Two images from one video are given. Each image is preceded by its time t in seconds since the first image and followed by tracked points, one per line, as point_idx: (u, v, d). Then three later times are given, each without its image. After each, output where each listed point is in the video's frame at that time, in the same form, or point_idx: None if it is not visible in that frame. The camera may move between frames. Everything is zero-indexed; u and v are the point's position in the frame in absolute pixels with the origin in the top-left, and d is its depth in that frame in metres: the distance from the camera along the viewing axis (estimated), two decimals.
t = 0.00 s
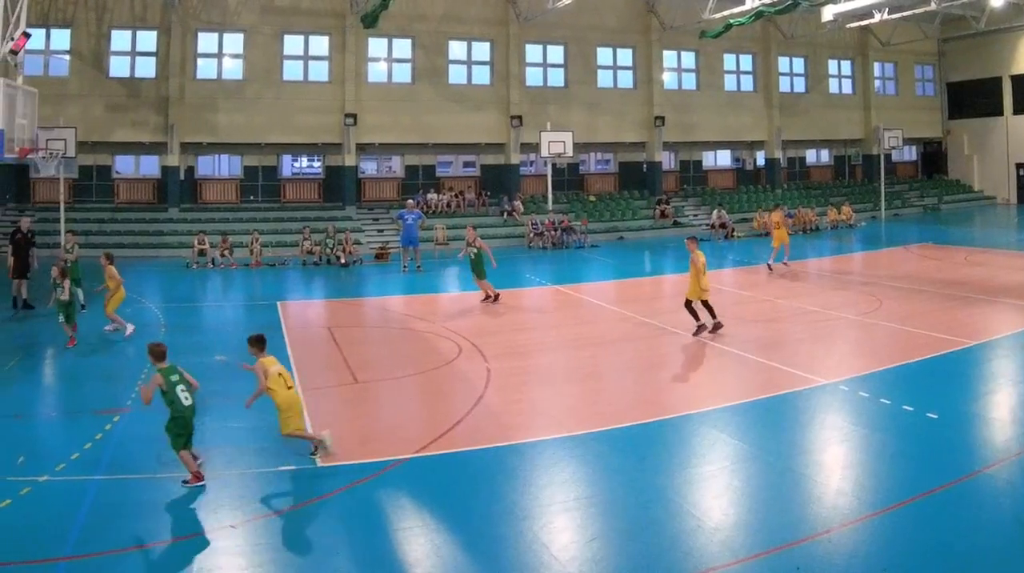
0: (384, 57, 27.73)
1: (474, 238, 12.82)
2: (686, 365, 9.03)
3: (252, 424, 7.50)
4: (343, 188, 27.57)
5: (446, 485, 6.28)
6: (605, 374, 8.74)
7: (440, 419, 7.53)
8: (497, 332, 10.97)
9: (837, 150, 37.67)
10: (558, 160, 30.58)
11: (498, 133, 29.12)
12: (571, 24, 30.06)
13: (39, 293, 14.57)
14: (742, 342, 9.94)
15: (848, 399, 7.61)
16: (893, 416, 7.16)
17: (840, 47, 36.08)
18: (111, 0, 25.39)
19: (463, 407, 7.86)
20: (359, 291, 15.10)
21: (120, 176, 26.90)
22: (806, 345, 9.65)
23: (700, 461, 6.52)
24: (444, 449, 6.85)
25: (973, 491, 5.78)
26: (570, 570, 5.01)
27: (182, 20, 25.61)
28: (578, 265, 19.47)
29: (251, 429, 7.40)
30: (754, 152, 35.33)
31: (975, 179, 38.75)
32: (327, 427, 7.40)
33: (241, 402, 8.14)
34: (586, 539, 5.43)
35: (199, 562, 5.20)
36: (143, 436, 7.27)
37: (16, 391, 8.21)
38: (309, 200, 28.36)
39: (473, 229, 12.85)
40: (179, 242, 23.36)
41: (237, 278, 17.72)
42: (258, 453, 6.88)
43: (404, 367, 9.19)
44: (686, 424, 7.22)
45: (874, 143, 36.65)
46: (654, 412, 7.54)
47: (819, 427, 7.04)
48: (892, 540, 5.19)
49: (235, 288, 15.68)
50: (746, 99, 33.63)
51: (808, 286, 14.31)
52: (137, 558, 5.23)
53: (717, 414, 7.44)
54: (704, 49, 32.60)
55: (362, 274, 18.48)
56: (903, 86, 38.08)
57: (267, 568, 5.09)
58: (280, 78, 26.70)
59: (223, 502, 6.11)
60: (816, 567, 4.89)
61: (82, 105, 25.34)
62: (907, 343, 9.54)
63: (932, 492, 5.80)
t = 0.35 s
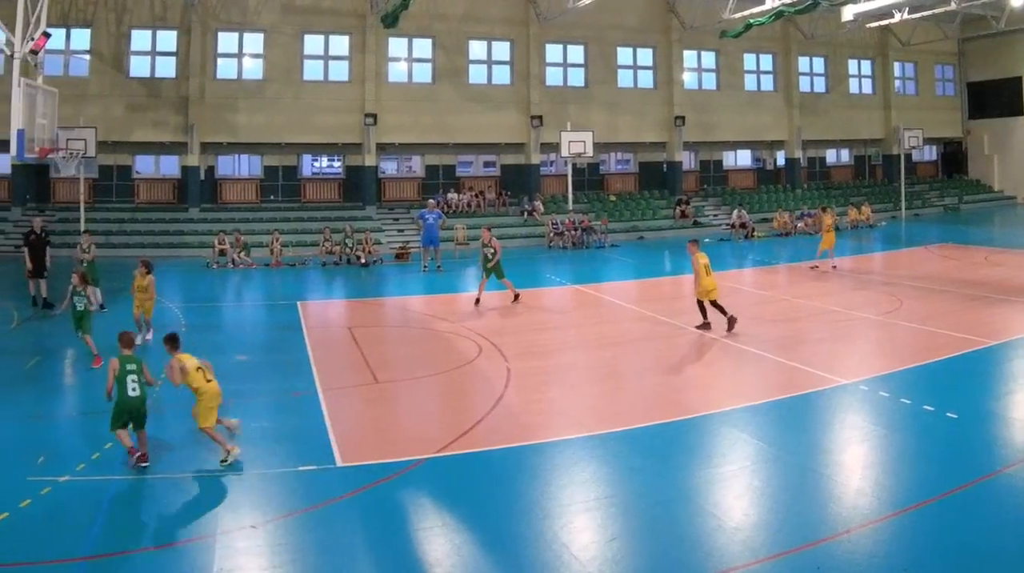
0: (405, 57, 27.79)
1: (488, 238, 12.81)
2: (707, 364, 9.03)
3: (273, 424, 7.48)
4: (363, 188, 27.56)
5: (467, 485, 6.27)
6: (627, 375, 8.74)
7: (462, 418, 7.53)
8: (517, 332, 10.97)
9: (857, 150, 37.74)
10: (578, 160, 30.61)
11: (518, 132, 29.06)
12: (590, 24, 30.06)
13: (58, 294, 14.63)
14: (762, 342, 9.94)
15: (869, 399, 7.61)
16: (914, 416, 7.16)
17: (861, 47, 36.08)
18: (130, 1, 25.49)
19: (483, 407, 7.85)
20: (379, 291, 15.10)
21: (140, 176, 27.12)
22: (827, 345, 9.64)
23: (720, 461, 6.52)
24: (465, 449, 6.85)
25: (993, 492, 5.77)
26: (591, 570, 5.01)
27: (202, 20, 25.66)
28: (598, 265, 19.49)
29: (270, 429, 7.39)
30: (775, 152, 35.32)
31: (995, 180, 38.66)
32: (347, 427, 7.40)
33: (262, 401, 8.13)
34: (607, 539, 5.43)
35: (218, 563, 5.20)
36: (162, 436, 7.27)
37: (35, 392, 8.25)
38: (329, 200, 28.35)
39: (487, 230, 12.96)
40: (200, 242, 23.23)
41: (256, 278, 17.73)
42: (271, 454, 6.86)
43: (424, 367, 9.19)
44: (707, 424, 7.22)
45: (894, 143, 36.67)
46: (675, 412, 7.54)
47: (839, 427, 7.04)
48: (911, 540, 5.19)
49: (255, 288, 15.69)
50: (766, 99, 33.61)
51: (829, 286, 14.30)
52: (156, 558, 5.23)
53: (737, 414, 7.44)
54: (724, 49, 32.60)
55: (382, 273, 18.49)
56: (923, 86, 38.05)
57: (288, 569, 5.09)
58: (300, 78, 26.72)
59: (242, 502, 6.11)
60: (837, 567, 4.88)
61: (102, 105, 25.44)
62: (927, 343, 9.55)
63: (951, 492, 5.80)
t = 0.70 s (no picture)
0: (425, 57, 27.80)
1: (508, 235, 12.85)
2: (729, 364, 9.04)
3: (293, 424, 7.48)
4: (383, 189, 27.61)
5: (487, 485, 6.28)
6: (648, 375, 8.76)
7: (482, 418, 7.54)
8: (537, 332, 10.98)
9: (877, 151, 37.71)
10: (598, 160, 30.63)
11: (537, 133, 29.07)
12: (611, 24, 29.97)
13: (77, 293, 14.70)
14: (782, 342, 9.95)
15: (890, 399, 7.61)
16: (934, 417, 7.16)
17: (881, 48, 36.04)
18: (151, 1, 25.52)
19: (503, 407, 7.88)
20: (399, 292, 15.12)
21: (161, 176, 27.10)
22: (845, 346, 9.65)
23: (739, 461, 6.52)
24: (485, 449, 6.86)
25: (1013, 492, 5.77)
26: (610, 570, 5.02)
27: (222, 21, 25.70)
28: (618, 265, 19.51)
29: (289, 429, 7.38)
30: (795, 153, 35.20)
31: (1015, 180, 38.60)
32: (367, 428, 7.41)
33: (283, 401, 8.15)
34: (626, 539, 5.43)
35: (238, 563, 5.20)
36: (181, 435, 7.28)
37: (53, 393, 8.27)
38: (349, 200, 28.30)
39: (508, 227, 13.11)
40: (219, 242, 23.48)
41: (276, 278, 17.76)
42: (291, 455, 6.86)
43: (443, 367, 9.22)
44: (726, 423, 7.23)
45: (915, 143, 36.67)
46: (695, 412, 7.55)
47: (859, 427, 7.03)
48: (930, 540, 5.19)
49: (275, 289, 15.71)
50: (786, 99, 33.59)
51: (848, 286, 14.32)
52: (176, 558, 5.23)
53: (757, 414, 7.44)
54: (745, 50, 32.55)
55: (402, 274, 18.52)
56: (943, 87, 37.99)
57: (307, 569, 5.09)
58: (320, 78, 26.75)
59: (261, 502, 6.11)
60: (857, 567, 4.89)
61: (121, 106, 25.47)
62: (946, 343, 9.55)
63: (971, 492, 5.80)
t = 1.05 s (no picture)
0: (445, 56, 27.82)
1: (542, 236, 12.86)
2: (750, 363, 9.03)
3: (313, 424, 7.47)
4: (403, 187, 27.61)
5: (507, 485, 6.26)
6: (670, 374, 8.74)
7: (502, 418, 7.53)
8: (556, 332, 10.95)
9: (898, 150, 37.34)
10: (619, 159, 30.49)
11: (558, 133, 29.09)
12: (631, 23, 29.95)
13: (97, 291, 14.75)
14: (803, 342, 9.91)
15: (910, 399, 7.60)
16: (954, 416, 7.15)
17: (900, 46, 35.90)
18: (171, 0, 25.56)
19: (524, 406, 7.86)
20: (419, 291, 15.08)
21: (181, 176, 26.86)
22: (865, 345, 9.63)
23: (759, 460, 6.52)
24: (506, 449, 6.84)
25: None
26: (631, 569, 5.01)
27: (242, 20, 25.79)
28: (640, 265, 19.43)
29: (309, 429, 7.36)
30: (815, 152, 34.91)
31: None
32: (387, 427, 7.41)
33: (303, 400, 8.13)
34: (647, 539, 5.42)
35: (258, 562, 5.20)
36: (200, 434, 7.29)
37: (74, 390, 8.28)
38: (370, 199, 28.09)
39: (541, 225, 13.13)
40: (240, 241, 23.53)
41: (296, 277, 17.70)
42: (312, 455, 6.84)
43: (464, 366, 9.20)
44: (745, 423, 7.22)
45: (935, 142, 36.52)
46: (714, 412, 7.54)
47: (880, 427, 7.02)
48: (950, 540, 5.18)
49: (295, 288, 15.68)
50: (806, 98, 33.50)
51: (869, 285, 14.28)
52: (196, 558, 5.22)
53: (777, 414, 7.43)
54: (765, 49, 32.46)
55: (422, 273, 18.50)
56: (964, 86, 37.92)
57: (328, 569, 5.07)
58: (340, 77, 26.80)
59: (281, 501, 6.10)
60: (877, 567, 4.88)
61: (143, 105, 25.52)
62: (967, 342, 9.53)
63: (990, 492, 5.79)
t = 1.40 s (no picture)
0: (466, 57, 27.83)
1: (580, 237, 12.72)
2: (771, 364, 9.06)
3: (333, 425, 7.48)
4: (424, 188, 27.67)
5: (527, 486, 6.27)
6: (689, 374, 8.77)
7: (522, 418, 7.55)
8: (576, 332, 11.00)
9: (918, 150, 37.02)
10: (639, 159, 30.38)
11: (580, 132, 29.03)
12: (650, 24, 29.85)
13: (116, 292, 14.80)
14: (822, 342, 9.95)
15: (930, 400, 7.61)
16: (974, 417, 7.16)
17: (922, 47, 35.38)
18: (191, 1, 25.65)
19: (544, 407, 7.88)
20: (439, 292, 15.12)
21: (200, 176, 27.08)
22: (884, 345, 9.66)
23: (778, 461, 6.52)
24: (525, 450, 6.86)
25: None
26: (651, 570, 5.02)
27: (262, 20, 25.84)
28: (659, 265, 19.50)
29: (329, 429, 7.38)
30: (835, 153, 34.51)
31: None
32: (407, 428, 7.42)
33: (322, 401, 8.15)
34: (666, 540, 5.44)
35: (278, 563, 5.20)
36: (221, 436, 7.31)
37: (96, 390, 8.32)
38: (389, 200, 28.30)
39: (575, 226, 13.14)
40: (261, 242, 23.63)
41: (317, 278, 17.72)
42: (333, 456, 6.85)
43: (484, 367, 9.22)
44: (765, 423, 7.23)
45: (956, 143, 35.94)
46: (734, 412, 7.55)
47: (899, 427, 7.03)
48: (970, 541, 5.18)
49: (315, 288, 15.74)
50: (828, 98, 33.16)
51: (888, 286, 14.32)
52: (215, 559, 5.23)
53: (797, 414, 7.44)
54: (785, 49, 32.14)
55: (443, 274, 18.53)
56: (984, 88, 37.23)
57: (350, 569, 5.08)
58: (360, 78, 26.79)
59: (301, 502, 6.11)
60: (897, 568, 4.88)
61: (163, 105, 25.61)
62: (986, 343, 9.55)
63: (1010, 492, 5.79)
